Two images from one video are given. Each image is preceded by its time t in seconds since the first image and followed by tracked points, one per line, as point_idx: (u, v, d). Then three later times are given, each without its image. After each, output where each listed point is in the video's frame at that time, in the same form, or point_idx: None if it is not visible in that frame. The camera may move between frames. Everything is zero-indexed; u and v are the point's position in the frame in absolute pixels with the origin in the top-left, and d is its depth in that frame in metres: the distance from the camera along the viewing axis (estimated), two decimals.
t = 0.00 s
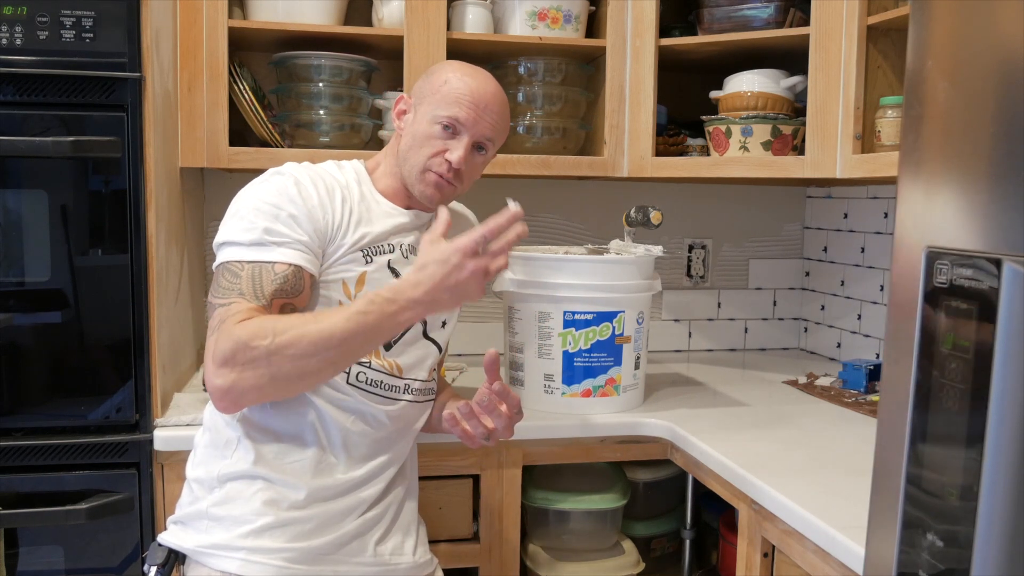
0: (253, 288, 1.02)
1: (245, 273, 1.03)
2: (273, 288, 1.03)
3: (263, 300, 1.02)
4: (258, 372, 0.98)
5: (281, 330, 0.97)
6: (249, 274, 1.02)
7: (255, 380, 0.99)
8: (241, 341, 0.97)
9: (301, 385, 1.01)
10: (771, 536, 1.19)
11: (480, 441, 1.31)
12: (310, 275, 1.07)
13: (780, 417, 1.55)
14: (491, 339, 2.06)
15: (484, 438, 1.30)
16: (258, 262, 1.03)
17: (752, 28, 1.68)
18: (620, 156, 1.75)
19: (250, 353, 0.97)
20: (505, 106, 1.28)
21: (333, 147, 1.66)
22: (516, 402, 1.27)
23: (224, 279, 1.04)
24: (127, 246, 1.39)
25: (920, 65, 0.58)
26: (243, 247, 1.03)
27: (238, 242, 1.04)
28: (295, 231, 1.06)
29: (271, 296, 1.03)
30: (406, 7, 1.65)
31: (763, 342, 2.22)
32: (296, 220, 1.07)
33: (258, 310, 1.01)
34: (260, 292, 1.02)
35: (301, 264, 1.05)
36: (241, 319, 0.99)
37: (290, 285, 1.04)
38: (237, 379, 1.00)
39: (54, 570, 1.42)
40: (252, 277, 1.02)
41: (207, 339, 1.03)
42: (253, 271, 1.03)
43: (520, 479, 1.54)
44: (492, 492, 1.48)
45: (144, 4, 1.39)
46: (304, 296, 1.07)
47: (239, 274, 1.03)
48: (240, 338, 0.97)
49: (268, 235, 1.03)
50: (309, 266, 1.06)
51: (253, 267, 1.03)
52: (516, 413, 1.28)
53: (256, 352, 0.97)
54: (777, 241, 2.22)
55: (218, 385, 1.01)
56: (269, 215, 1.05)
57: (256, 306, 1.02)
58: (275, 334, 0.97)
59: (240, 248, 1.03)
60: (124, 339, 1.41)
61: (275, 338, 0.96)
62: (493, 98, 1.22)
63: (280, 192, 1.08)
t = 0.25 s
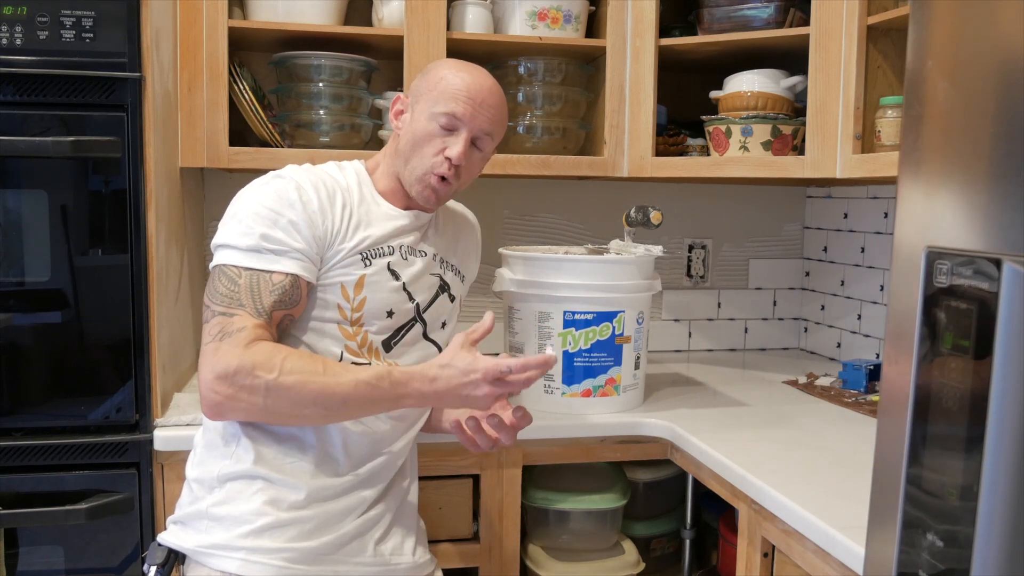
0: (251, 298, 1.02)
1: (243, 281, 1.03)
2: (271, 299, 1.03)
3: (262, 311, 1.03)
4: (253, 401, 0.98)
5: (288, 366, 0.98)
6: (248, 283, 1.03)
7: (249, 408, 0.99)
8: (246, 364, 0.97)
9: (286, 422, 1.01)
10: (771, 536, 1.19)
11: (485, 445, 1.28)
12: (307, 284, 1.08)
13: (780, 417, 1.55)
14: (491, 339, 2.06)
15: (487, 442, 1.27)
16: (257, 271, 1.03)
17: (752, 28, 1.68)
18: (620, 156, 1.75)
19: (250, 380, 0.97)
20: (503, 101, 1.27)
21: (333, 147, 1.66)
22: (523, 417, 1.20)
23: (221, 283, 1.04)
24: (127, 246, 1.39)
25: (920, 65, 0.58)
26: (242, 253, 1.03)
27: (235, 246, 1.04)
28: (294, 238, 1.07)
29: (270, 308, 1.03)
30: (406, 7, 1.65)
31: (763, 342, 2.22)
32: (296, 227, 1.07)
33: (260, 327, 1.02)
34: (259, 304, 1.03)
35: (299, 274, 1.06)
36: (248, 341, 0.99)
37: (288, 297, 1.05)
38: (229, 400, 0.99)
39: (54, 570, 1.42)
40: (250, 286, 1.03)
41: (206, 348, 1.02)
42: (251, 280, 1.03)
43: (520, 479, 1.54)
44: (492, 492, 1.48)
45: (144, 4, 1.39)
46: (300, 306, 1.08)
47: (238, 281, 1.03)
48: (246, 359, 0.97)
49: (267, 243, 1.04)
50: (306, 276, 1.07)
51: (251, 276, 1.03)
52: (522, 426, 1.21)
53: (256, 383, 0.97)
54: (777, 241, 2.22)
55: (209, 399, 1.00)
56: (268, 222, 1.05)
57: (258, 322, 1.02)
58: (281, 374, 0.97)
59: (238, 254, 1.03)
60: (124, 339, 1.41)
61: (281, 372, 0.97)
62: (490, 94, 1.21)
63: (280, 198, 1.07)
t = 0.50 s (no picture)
0: (257, 291, 1.02)
1: (249, 276, 1.02)
2: (278, 290, 1.03)
3: (269, 302, 1.02)
4: (264, 381, 0.97)
5: (289, 337, 0.96)
6: (253, 277, 1.02)
7: (258, 389, 0.98)
8: (248, 349, 0.96)
9: (305, 395, 1.00)
10: (771, 536, 1.19)
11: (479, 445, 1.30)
12: (312, 277, 1.07)
13: (780, 417, 1.55)
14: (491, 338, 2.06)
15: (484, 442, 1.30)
16: (263, 265, 1.03)
17: (752, 28, 1.68)
18: (620, 156, 1.74)
19: (255, 361, 0.96)
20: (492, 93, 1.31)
21: (333, 147, 1.66)
22: (521, 411, 1.27)
23: (226, 282, 1.03)
24: (127, 246, 1.39)
25: (920, 66, 0.58)
26: (247, 250, 1.03)
27: (240, 244, 1.03)
28: (297, 233, 1.06)
29: (277, 299, 1.03)
30: (406, 7, 1.65)
31: (763, 341, 2.22)
32: (298, 222, 1.07)
33: (265, 313, 1.01)
34: (266, 296, 1.02)
35: (305, 267, 1.06)
36: (249, 326, 0.98)
37: (294, 288, 1.05)
38: (243, 387, 0.98)
39: (54, 570, 1.42)
40: (256, 280, 1.02)
41: (215, 343, 1.02)
42: (257, 274, 1.02)
43: (520, 479, 1.54)
44: (492, 492, 1.48)
45: (144, 4, 1.39)
46: (306, 297, 1.08)
47: (244, 277, 1.02)
48: (247, 344, 0.97)
49: (271, 239, 1.04)
50: (312, 269, 1.07)
51: (257, 271, 1.03)
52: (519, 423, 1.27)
53: (262, 363, 0.96)
54: (777, 241, 2.22)
55: (224, 393, 1.00)
56: (272, 218, 1.05)
57: (263, 309, 1.01)
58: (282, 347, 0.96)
59: (243, 251, 1.03)
60: (124, 339, 1.41)
61: (283, 345, 0.96)
62: (481, 80, 1.25)
63: (281, 194, 1.07)
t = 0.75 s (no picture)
0: (257, 290, 1.02)
1: (249, 276, 1.02)
2: (277, 289, 1.03)
3: (268, 301, 1.02)
4: (265, 374, 0.99)
5: (282, 327, 0.97)
6: (253, 276, 1.02)
7: (261, 383, 0.99)
8: (246, 344, 0.97)
9: (307, 383, 1.01)
10: (771, 536, 1.19)
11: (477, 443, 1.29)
12: (313, 277, 1.07)
13: (780, 417, 1.55)
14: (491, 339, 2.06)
15: (483, 441, 1.29)
16: (263, 265, 1.03)
17: (752, 28, 1.68)
18: (620, 156, 1.74)
19: (255, 356, 0.97)
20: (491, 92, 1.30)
21: (333, 147, 1.66)
22: (520, 409, 1.26)
23: (227, 283, 1.03)
24: (127, 246, 1.39)
25: (920, 66, 0.58)
26: (246, 250, 1.03)
27: (240, 244, 1.03)
28: (296, 232, 1.06)
29: (276, 298, 1.03)
30: (406, 7, 1.65)
31: (763, 342, 2.22)
32: (297, 222, 1.07)
33: (263, 311, 1.01)
34: (265, 295, 1.02)
35: (305, 266, 1.05)
36: (245, 321, 0.99)
37: (294, 287, 1.04)
38: (245, 382, 1.00)
39: (54, 570, 1.42)
40: (256, 279, 1.02)
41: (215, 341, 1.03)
42: (257, 274, 1.02)
43: (520, 479, 1.54)
44: (492, 492, 1.48)
45: (144, 4, 1.39)
46: (307, 297, 1.07)
47: (244, 277, 1.02)
48: (244, 340, 0.97)
49: (271, 238, 1.03)
50: (313, 268, 1.06)
51: (257, 270, 1.02)
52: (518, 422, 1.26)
53: (260, 356, 0.97)
54: (777, 241, 2.22)
55: (228, 389, 1.02)
56: (270, 218, 1.05)
57: (261, 308, 1.01)
58: (277, 338, 0.96)
59: (243, 251, 1.03)
60: (124, 339, 1.41)
61: (278, 336, 0.96)
62: (480, 80, 1.24)
63: (280, 195, 1.07)
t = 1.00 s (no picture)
0: (251, 299, 1.03)
1: (243, 282, 1.04)
2: (271, 298, 1.04)
3: (263, 310, 1.04)
4: (257, 400, 1.01)
5: (290, 362, 1.00)
6: (247, 284, 1.04)
7: (253, 408, 1.01)
8: (248, 365, 0.99)
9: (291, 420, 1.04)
10: (771, 536, 1.19)
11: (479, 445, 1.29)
12: (307, 283, 1.08)
13: (780, 416, 1.55)
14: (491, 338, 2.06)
15: (485, 442, 1.28)
16: (257, 271, 1.04)
17: (752, 28, 1.68)
18: (620, 156, 1.74)
19: (253, 379, 0.99)
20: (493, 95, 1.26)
21: (333, 147, 1.66)
22: (525, 414, 1.23)
23: (220, 286, 1.04)
24: (127, 246, 1.39)
25: (920, 65, 0.58)
26: (240, 255, 1.04)
27: (234, 248, 1.04)
28: (291, 237, 1.07)
29: (271, 308, 1.04)
30: (406, 7, 1.65)
31: (763, 342, 2.22)
32: (292, 226, 1.07)
33: (262, 327, 1.03)
34: (260, 304, 1.03)
35: (299, 273, 1.06)
36: (249, 342, 1.00)
37: (288, 296, 1.06)
38: (235, 401, 1.01)
39: (54, 570, 1.42)
40: (250, 287, 1.04)
41: (208, 348, 1.03)
42: (251, 280, 1.04)
43: (520, 479, 1.54)
44: (492, 492, 1.48)
45: (144, 4, 1.39)
46: (301, 304, 1.09)
47: (237, 283, 1.04)
48: (247, 361, 0.99)
49: (265, 245, 1.04)
50: (306, 275, 1.08)
51: (251, 277, 1.04)
52: (519, 425, 1.25)
53: (260, 381, 0.99)
54: (777, 241, 2.22)
55: (214, 400, 1.02)
56: (265, 223, 1.05)
57: (259, 322, 1.03)
58: (284, 371, 1.00)
59: (237, 255, 1.04)
60: (124, 339, 1.41)
61: (284, 369, 1.00)
62: (480, 89, 1.21)
63: (276, 198, 1.07)
